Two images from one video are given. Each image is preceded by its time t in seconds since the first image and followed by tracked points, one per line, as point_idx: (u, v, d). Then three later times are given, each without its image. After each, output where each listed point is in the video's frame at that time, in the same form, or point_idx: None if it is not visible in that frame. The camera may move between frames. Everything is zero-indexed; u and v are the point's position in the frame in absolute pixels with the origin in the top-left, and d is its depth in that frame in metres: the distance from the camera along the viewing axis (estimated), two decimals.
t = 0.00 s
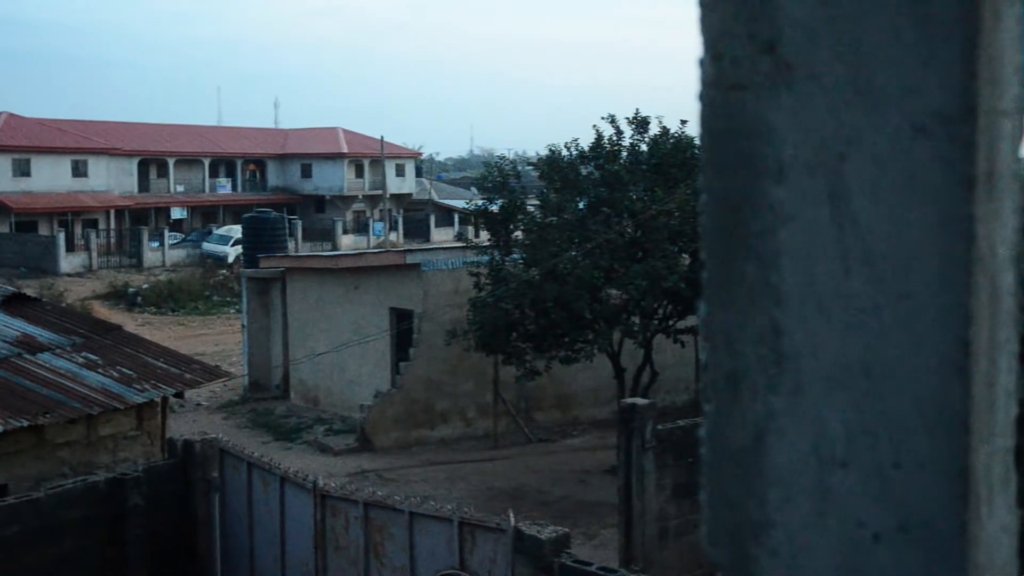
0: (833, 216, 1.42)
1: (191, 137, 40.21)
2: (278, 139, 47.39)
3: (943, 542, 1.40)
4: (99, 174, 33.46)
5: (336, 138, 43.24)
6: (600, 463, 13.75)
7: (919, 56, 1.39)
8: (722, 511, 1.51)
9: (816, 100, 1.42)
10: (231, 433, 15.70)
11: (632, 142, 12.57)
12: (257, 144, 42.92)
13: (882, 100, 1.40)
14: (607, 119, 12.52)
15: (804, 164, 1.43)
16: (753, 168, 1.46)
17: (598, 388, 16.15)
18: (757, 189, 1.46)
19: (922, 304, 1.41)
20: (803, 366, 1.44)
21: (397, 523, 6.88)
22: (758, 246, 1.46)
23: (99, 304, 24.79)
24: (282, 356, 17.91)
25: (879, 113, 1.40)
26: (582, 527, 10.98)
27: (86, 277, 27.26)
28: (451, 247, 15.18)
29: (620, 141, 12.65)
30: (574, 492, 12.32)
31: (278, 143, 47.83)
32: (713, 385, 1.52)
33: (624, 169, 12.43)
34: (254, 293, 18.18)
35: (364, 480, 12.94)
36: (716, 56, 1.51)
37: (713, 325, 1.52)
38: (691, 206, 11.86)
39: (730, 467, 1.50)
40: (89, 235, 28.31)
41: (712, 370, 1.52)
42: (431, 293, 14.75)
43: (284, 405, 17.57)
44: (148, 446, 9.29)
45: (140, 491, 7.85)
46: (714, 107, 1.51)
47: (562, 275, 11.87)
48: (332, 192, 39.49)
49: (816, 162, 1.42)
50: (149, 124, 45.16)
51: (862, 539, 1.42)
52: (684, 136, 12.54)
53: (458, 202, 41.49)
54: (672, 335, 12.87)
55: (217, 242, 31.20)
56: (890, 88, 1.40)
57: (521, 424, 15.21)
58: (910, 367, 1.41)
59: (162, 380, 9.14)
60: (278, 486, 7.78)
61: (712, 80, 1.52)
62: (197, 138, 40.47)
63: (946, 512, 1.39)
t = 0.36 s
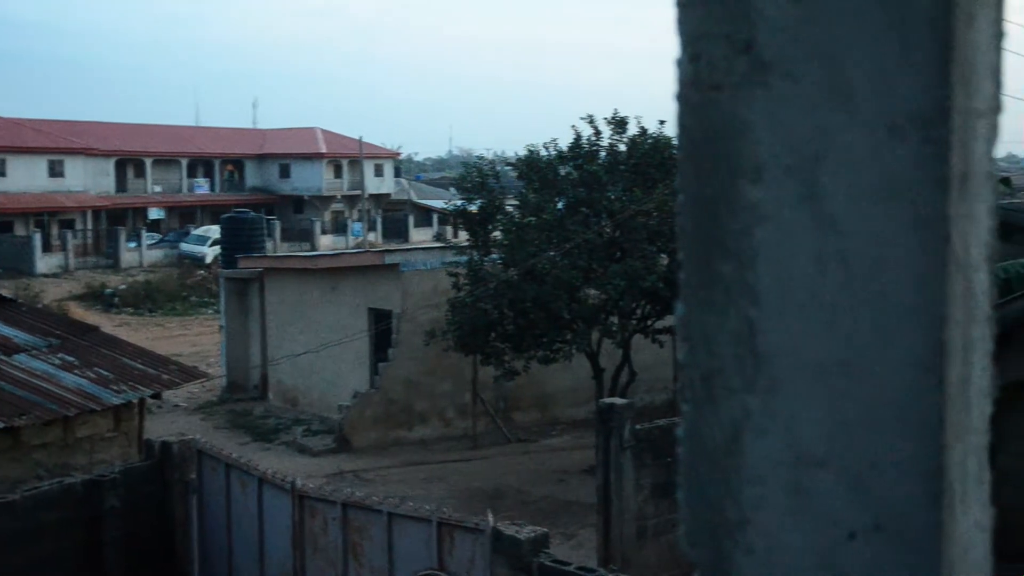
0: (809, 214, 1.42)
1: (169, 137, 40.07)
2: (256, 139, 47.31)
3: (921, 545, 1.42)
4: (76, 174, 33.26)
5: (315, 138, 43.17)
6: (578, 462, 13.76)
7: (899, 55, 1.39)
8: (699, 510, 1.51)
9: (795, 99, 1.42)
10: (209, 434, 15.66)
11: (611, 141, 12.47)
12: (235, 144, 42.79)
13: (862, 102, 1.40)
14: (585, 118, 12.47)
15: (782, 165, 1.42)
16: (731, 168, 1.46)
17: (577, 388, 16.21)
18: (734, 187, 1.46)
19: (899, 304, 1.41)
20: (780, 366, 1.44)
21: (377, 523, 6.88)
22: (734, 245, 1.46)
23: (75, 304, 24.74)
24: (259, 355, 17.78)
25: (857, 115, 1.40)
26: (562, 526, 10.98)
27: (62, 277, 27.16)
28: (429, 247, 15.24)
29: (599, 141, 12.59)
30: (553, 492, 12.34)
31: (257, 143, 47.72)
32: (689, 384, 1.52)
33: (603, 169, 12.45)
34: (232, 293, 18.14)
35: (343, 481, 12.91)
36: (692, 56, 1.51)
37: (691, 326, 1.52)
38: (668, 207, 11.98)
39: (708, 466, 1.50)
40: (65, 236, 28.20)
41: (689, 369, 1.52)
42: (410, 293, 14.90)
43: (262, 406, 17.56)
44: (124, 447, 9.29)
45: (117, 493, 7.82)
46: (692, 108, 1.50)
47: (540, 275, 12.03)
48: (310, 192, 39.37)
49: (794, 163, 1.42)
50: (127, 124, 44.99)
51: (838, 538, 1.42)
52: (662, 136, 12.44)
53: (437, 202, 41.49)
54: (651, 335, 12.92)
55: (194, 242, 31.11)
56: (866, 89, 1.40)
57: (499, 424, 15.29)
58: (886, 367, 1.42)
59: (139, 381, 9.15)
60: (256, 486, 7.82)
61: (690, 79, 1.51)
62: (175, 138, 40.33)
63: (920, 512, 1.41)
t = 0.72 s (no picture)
0: (771, 215, 1.43)
1: (133, 137, 39.83)
2: (221, 137, 47.11)
3: (877, 544, 1.41)
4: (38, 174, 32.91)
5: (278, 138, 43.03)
6: (545, 462, 13.80)
7: (861, 57, 1.40)
8: (664, 508, 1.53)
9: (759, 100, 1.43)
10: (174, 437, 15.59)
11: (577, 142, 12.47)
12: (199, 144, 42.56)
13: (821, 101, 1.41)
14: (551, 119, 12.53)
15: (744, 167, 1.43)
16: (696, 168, 1.47)
17: (543, 388, 16.25)
18: (697, 187, 1.47)
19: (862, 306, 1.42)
20: (742, 366, 1.45)
21: (343, 525, 7.04)
22: (697, 245, 1.47)
23: (37, 306, 24.68)
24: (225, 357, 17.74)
25: (818, 112, 1.41)
26: (529, 526, 11.00)
27: (26, 279, 27.03)
28: (395, 248, 15.21)
29: (564, 142, 12.63)
30: (520, 492, 12.36)
31: (221, 143, 47.41)
32: (654, 383, 1.53)
33: (568, 169, 12.46)
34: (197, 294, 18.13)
35: (309, 482, 12.88)
36: (656, 58, 1.52)
37: (656, 328, 1.53)
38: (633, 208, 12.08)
39: (674, 467, 1.52)
40: (26, 237, 27.99)
41: (655, 369, 1.53)
42: (376, 294, 14.79)
43: (228, 408, 17.53)
44: (88, 449, 9.29)
45: (80, 496, 8.20)
46: (655, 110, 1.51)
47: (506, 275, 12.05)
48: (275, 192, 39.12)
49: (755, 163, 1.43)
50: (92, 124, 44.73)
51: (801, 536, 1.43)
52: (627, 137, 12.54)
53: (404, 202, 41.42)
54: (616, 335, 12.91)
55: (158, 243, 30.94)
56: (826, 89, 1.41)
57: (467, 424, 15.28)
58: (849, 366, 1.42)
59: (103, 383, 9.17)
60: (223, 488, 7.97)
61: (652, 80, 1.52)
62: (138, 137, 40.09)
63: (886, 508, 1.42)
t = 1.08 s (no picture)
0: (736, 216, 1.44)
1: (99, 138, 39.48)
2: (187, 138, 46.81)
3: (844, 540, 1.41)
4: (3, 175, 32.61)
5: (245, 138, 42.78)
6: (514, 462, 13.83)
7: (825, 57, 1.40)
8: (630, 506, 1.54)
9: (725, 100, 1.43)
10: (141, 439, 15.52)
11: (545, 142, 12.46)
12: (166, 145, 42.21)
13: (784, 102, 1.41)
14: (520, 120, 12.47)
15: (708, 166, 1.44)
16: (661, 167, 1.47)
17: (512, 388, 16.28)
18: (663, 188, 1.48)
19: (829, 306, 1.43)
20: (707, 364, 1.45)
21: (311, 527, 7.02)
22: (663, 246, 1.48)
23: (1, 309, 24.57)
24: (191, 360, 17.88)
25: (779, 114, 1.41)
26: (498, 526, 11.01)
27: None
28: (362, 248, 15.14)
29: (532, 142, 12.72)
30: (489, 493, 12.36)
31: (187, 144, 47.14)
32: (620, 382, 1.55)
33: (536, 170, 12.60)
34: (164, 295, 18.07)
35: (278, 484, 12.83)
36: (621, 58, 1.52)
37: (621, 328, 1.54)
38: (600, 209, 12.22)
39: (637, 465, 1.53)
40: None
41: (619, 368, 1.54)
42: (345, 294, 14.71)
43: (195, 409, 17.56)
44: (54, 452, 9.22)
45: (45, 498, 8.12)
46: (620, 110, 1.51)
47: (475, 275, 12.03)
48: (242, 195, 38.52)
49: (720, 163, 1.43)
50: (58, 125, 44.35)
51: (765, 534, 1.44)
52: (595, 138, 12.63)
53: (373, 203, 41.41)
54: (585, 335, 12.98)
55: (124, 244, 30.82)
56: (791, 88, 1.41)
57: (435, 425, 15.25)
58: (815, 365, 1.42)
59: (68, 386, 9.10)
60: (189, 489, 7.97)
61: (618, 81, 1.52)
62: (104, 138, 39.75)
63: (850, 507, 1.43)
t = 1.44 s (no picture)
0: (699, 215, 1.44)
1: (61, 138, 39.04)
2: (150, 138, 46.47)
3: (806, 535, 1.43)
4: None
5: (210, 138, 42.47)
6: (480, 462, 13.86)
7: (785, 57, 1.41)
8: (594, 507, 1.54)
9: (686, 99, 1.44)
10: (104, 442, 15.47)
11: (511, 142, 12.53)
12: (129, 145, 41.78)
13: (749, 101, 1.42)
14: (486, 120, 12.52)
15: (672, 167, 1.44)
16: (624, 166, 1.48)
17: (478, 387, 16.32)
18: (626, 188, 1.48)
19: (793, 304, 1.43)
20: (672, 364, 1.46)
21: (276, 528, 6.99)
22: (625, 244, 1.48)
23: None
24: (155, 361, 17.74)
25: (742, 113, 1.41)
26: (464, 526, 11.03)
27: None
28: (327, 248, 15.04)
29: (498, 143, 12.75)
30: (454, 493, 12.36)
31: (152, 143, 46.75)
32: (583, 383, 1.55)
33: (502, 170, 12.62)
34: (127, 297, 17.97)
35: (242, 486, 12.80)
36: (584, 59, 1.52)
37: (586, 329, 1.54)
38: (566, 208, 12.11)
39: (600, 466, 1.53)
40: None
41: (582, 368, 1.54)
42: (312, 291, 14.59)
43: (159, 411, 17.50)
44: (16, 454, 9.39)
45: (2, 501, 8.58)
46: (584, 111, 1.52)
47: (440, 275, 12.03)
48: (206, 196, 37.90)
49: (683, 163, 1.44)
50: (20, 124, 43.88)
51: (729, 533, 1.44)
52: (560, 138, 12.67)
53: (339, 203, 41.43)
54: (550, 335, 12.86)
55: (86, 245, 30.74)
56: (754, 89, 1.42)
57: (400, 426, 15.29)
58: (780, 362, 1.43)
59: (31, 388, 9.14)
60: (153, 491, 8.01)
61: (581, 82, 1.53)
62: (66, 137, 39.33)
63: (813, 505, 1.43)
